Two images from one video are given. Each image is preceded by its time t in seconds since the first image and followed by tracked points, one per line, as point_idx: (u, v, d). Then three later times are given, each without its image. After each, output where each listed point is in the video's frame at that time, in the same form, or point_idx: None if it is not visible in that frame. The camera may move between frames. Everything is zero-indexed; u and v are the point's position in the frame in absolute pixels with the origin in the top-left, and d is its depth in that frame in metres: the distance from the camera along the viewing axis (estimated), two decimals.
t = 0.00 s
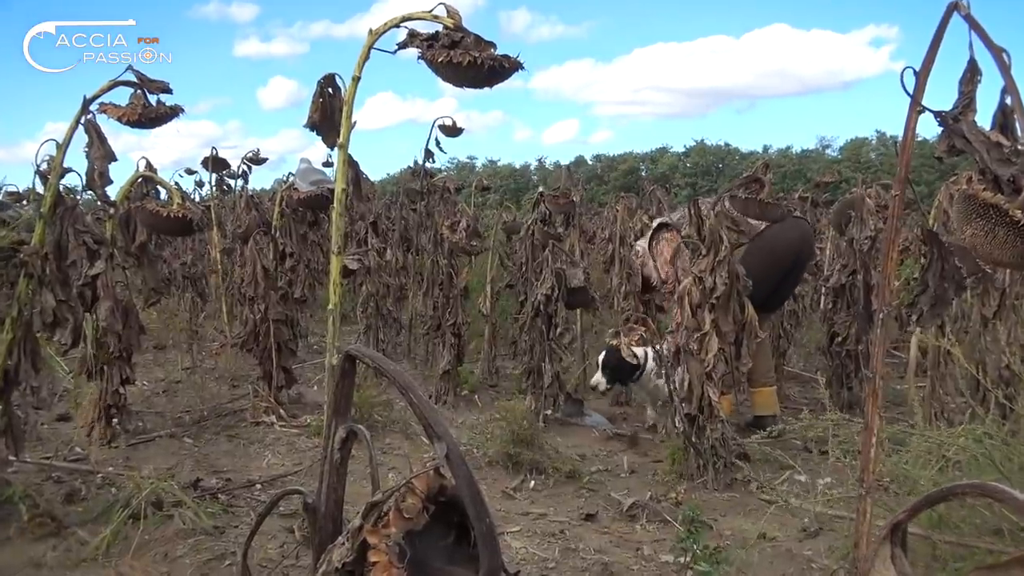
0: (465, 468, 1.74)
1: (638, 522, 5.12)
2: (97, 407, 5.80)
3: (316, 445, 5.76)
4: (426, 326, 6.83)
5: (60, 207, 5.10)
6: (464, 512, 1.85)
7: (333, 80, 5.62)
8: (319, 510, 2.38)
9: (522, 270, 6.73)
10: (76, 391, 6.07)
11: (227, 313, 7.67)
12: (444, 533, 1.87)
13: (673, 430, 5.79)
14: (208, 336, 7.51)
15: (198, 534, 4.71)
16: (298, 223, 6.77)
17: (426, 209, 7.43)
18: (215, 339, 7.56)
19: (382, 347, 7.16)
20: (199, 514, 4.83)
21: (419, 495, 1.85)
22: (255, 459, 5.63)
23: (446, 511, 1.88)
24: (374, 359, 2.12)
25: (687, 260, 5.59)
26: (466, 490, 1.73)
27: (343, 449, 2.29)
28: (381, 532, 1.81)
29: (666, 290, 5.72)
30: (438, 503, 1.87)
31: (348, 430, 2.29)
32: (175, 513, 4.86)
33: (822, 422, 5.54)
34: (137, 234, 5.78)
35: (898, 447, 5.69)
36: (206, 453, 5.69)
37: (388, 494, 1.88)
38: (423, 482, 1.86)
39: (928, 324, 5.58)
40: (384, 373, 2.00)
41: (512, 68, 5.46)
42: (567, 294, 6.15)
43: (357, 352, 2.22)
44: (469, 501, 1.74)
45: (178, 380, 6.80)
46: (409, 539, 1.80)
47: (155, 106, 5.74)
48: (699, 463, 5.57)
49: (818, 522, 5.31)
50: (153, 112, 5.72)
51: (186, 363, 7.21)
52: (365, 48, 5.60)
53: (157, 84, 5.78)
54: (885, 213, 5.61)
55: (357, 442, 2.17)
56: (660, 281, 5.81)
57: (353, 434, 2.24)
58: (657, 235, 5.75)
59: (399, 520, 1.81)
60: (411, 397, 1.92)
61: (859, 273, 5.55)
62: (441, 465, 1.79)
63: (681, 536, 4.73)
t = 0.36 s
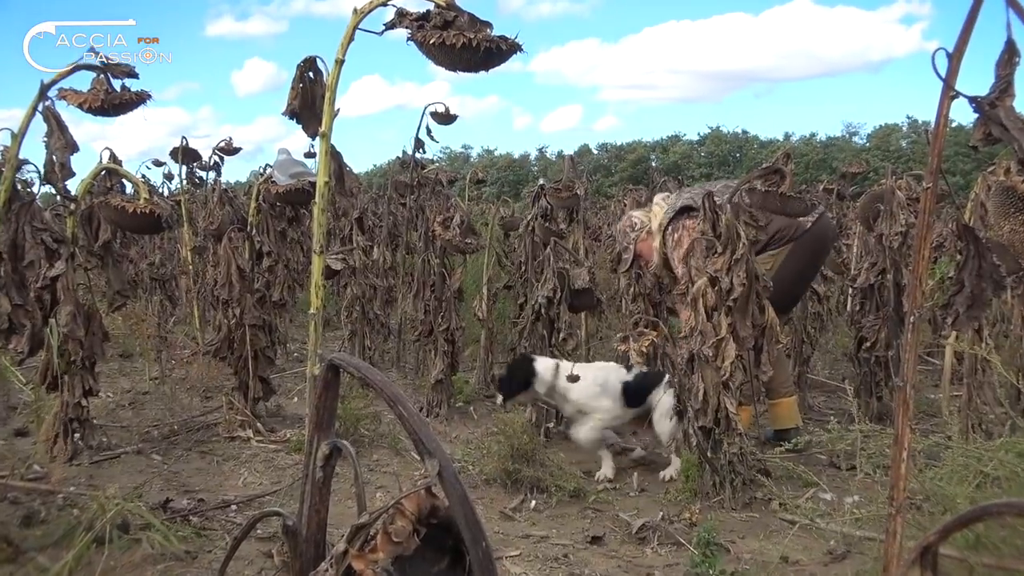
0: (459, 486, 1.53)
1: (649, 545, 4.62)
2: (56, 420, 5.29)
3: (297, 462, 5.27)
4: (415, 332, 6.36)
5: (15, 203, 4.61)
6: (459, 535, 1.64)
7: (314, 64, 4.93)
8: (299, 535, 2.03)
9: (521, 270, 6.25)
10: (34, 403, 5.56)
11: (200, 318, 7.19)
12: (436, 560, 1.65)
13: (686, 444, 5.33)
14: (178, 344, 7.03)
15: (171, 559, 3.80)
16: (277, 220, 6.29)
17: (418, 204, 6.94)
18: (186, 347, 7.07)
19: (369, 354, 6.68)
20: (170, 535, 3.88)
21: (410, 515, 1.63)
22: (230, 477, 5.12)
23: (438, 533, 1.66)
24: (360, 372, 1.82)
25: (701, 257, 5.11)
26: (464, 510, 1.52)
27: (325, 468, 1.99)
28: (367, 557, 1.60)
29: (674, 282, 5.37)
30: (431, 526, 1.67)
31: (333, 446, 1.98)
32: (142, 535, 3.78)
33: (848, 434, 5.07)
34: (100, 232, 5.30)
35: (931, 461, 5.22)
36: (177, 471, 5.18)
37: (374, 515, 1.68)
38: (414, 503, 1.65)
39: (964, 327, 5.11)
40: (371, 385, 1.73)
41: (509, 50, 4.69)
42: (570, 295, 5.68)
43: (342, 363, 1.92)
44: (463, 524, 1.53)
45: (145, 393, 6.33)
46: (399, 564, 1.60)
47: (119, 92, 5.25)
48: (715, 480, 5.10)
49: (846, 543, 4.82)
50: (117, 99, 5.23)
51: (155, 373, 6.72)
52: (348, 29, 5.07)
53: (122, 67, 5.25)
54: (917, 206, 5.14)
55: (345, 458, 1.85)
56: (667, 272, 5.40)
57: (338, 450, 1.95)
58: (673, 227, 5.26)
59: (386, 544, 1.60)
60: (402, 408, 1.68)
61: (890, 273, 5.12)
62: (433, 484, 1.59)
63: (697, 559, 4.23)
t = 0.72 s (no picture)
0: (455, 501, 1.35)
1: (664, 570, 4.12)
2: (18, 436, 4.83)
3: (280, 479, 4.85)
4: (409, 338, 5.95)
5: None
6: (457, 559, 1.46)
7: (296, 46, 4.22)
8: (283, 560, 1.69)
9: (523, 271, 5.84)
10: None
11: (177, 324, 6.77)
12: None
13: (704, 458, 4.91)
14: (152, 352, 6.60)
15: None
16: (258, 217, 5.92)
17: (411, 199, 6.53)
18: (161, 355, 6.65)
19: (360, 362, 6.27)
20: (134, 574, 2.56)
21: (402, 539, 1.46)
22: (208, 496, 4.66)
23: (436, 558, 1.49)
24: (349, 382, 1.55)
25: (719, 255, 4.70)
26: (461, 536, 1.35)
27: (313, 486, 1.67)
28: None
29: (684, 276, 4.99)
30: (425, 549, 1.50)
31: (320, 462, 1.66)
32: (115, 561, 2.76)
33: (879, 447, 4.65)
34: (67, 231, 4.86)
35: (970, 474, 4.79)
36: (149, 490, 4.72)
37: (362, 538, 1.52)
38: (407, 524, 1.48)
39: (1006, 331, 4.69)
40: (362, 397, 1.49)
41: (513, 33, 3.90)
42: (577, 297, 5.27)
43: (326, 372, 1.63)
44: (462, 548, 1.34)
45: (116, 406, 5.92)
46: None
47: (88, 78, 4.41)
48: (735, 498, 4.69)
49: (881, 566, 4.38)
50: (85, 86, 4.40)
51: (126, 383, 6.29)
52: (335, 8, 4.60)
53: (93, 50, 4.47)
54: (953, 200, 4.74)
55: (335, 473, 1.56)
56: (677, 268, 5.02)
57: (326, 467, 1.65)
58: (697, 221, 4.82)
59: (376, 570, 1.43)
60: (394, 419, 1.45)
61: (924, 271, 4.99)
62: (427, 502, 1.38)
63: None
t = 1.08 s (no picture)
0: (451, 504, 1.32)
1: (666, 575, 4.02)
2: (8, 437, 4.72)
3: (275, 483, 4.75)
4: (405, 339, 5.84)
5: None
6: (453, 562, 1.45)
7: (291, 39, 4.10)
8: (275, 562, 1.59)
9: (523, 270, 5.74)
10: None
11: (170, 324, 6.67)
12: None
13: (707, 461, 4.82)
14: (145, 353, 6.50)
15: None
16: (252, 214, 5.84)
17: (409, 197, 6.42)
18: (154, 355, 6.55)
19: (357, 363, 6.17)
20: None
21: (397, 543, 1.43)
22: (200, 499, 4.56)
23: (429, 561, 1.47)
24: (343, 380, 1.47)
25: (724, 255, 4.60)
26: (456, 540, 1.32)
27: (306, 488, 1.58)
28: None
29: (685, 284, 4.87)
30: (420, 552, 1.48)
31: (314, 462, 1.58)
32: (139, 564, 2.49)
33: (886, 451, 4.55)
34: (57, 228, 4.76)
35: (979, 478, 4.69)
36: (141, 493, 4.62)
37: (356, 541, 1.48)
38: (402, 527, 1.46)
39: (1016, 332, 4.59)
40: (357, 395, 1.42)
41: (512, 26, 3.78)
42: (579, 297, 5.16)
43: (320, 369, 1.55)
44: (458, 552, 1.31)
45: (108, 407, 5.82)
46: None
47: (78, 72, 4.24)
48: (739, 502, 4.59)
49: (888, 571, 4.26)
50: (76, 81, 4.22)
51: (118, 385, 6.19)
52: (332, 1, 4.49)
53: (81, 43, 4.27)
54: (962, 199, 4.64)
55: (328, 473, 1.48)
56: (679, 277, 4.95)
57: (319, 468, 1.57)
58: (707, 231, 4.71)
59: (369, 572, 1.41)
60: (390, 420, 1.40)
61: (932, 271, 4.92)
62: (422, 503, 1.34)
63: None
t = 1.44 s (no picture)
0: (451, 502, 1.33)
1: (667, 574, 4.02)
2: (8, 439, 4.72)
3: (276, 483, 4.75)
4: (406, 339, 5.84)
5: None
6: (453, 560, 1.46)
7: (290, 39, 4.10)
8: (275, 561, 1.59)
9: (523, 270, 5.74)
10: None
11: (169, 325, 6.68)
12: None
13: (708, 459, 4.82)
14: (145, 354, 6.50)
15: None
16: (251, 215, 5.82)
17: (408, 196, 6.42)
18: (154, 356, 6.55)
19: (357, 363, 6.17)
20: None
21: (396, 542, 1.43)
22: (201, 500, 4.56)
23: (428, 561, 1.48)
24: (342, 380, 1.47)
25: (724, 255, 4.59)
26: (455, 540, 1.32)
27: (305, 487, 1.59)
28: None
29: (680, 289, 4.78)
30: (420, 551, 1.48)
31: (313, 461, 1.58)
32: None
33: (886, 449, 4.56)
34: (57, 230, 4.77)
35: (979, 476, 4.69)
36: (141, 494, 4.62)
37: (356, 541, 1.48)
38: (402, 525, 1.46)
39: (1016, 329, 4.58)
40: (356, 395, 1.42)
41: (511, 25, 3.77)
42: (579, 296, 5.17)
43: (319, 370, 1.55)
44: (458, 550, 1.32)
45: (108, 408, 5.83)
46: None
47: (76, 73, 4.24)
48: (740, 501, 4.59)
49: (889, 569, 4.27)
50: (74, 81, 4.22)
51: (118, 386, 6.19)
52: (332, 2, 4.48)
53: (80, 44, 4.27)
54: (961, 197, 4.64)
55: (328, 472, 1.48)
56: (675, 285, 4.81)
57: (319, 468, 1.57)
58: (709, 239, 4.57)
59: (369, 572, 1.40)
60: (389, 419, 1.40)
61: (933, 269, 4.90)
62: (421, 502, 1.35)
63: None
